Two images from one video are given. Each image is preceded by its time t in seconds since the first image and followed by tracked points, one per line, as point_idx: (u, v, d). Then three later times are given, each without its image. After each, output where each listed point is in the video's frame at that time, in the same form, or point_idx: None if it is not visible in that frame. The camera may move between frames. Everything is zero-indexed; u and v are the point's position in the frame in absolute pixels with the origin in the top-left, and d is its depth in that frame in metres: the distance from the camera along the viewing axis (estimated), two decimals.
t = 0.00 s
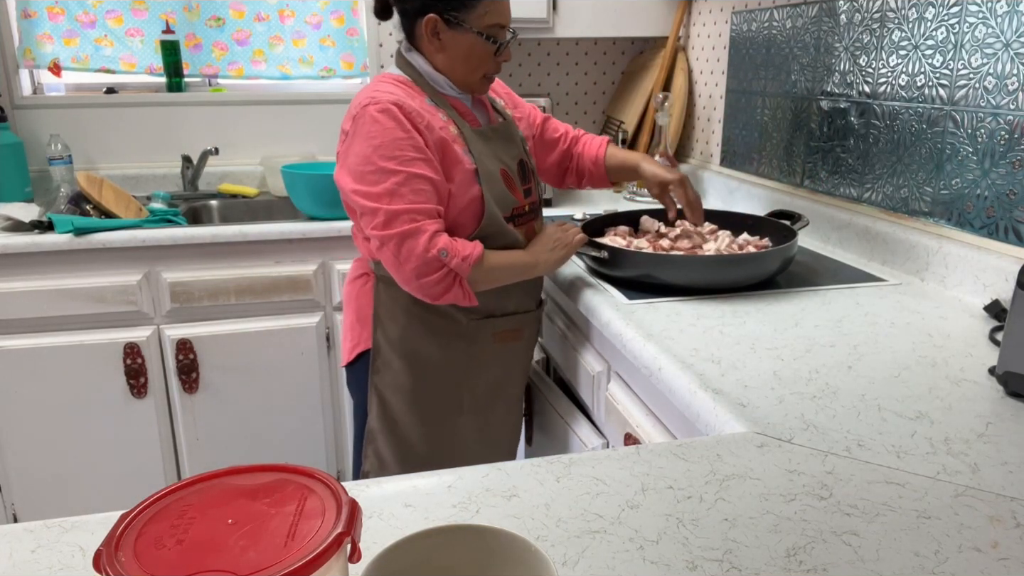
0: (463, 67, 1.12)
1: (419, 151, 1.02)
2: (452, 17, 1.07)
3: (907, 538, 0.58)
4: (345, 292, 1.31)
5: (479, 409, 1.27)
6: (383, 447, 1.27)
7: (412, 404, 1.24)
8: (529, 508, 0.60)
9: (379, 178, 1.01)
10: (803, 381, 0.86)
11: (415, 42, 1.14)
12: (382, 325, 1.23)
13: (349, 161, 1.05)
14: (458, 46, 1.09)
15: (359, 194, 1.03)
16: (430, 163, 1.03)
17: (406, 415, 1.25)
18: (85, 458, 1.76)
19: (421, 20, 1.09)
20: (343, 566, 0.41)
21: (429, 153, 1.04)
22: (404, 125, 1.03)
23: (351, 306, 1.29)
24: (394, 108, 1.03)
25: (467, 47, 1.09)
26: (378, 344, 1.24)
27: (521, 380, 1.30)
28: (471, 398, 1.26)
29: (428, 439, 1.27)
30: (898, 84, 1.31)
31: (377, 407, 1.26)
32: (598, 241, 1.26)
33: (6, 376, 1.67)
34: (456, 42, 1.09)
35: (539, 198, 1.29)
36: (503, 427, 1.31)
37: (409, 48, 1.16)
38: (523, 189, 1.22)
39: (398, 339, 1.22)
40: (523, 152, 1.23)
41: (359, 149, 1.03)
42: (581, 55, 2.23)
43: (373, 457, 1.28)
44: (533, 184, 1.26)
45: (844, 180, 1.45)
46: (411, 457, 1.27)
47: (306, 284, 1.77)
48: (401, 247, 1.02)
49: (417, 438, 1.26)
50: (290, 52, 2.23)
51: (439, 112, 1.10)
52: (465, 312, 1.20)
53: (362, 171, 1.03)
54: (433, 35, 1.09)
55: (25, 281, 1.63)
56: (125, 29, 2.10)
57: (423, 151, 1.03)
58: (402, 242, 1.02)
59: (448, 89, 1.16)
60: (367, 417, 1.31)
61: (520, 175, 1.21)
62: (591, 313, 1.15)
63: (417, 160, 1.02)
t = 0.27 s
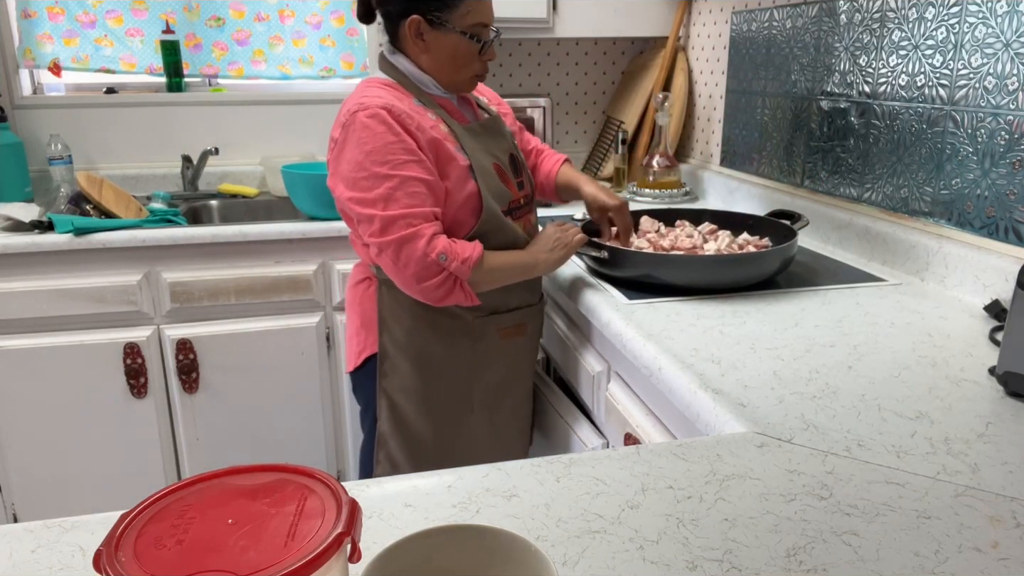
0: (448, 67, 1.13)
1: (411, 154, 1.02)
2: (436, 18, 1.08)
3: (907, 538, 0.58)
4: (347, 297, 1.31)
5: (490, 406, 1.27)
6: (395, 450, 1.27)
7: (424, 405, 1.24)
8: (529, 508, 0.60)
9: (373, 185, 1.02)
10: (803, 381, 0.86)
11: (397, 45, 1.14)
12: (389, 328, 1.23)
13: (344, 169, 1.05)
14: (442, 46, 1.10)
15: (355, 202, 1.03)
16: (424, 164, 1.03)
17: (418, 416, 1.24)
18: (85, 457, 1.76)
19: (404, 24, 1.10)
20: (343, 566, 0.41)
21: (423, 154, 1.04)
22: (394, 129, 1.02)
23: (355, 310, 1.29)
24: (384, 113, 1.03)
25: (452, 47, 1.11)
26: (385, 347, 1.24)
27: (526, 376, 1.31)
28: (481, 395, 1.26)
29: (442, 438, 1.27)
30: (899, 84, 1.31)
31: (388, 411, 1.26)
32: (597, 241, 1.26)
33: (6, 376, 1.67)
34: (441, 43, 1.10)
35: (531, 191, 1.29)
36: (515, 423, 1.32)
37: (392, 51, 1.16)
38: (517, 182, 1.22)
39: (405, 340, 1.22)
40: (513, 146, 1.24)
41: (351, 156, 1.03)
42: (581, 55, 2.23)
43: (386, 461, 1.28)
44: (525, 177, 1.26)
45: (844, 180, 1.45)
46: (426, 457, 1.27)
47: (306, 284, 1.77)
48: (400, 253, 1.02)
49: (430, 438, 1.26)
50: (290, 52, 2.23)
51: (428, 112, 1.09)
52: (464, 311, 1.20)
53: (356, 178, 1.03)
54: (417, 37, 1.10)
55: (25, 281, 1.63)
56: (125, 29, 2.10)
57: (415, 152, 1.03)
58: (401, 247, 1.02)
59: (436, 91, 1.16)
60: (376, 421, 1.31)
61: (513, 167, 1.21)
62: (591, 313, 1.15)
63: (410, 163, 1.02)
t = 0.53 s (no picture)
0: (446, 65, 1.13)
1: (409, 153, 1.02)
2: (433, 17, 1.08)
3: (907, 538, 0.58)
4: (350, 299, 1.31)
5: (496, 405, 1.27)
6: (402, 451, 1.27)
7: (429, 404, 1.24)
8: (529, 508, 0.60)
9: (371, 185, 1.02)
10: (803, 381, 0.86)
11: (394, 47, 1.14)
12: (393, 328, 1.23)
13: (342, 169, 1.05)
14: (441, 45, 1.11)
15: (353, 202, 1.03)
16: (421, 163, 1.03)
17: (424, 416, 1.25)
18: (85, 457, 1.76)
19: (401, 24, 1.10)
20: (343, 566, 0.41)
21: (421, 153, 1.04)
22: (391, 129, 1.02)
23: (358, 311, 1.29)
24: (381, 113, 1.03)
25: (450, 44, 1.11)
26: (390, 348, 1.24)
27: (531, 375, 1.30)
28: (486, 394, 1.26)
29: (448, 437, 1.27)
30: (898, 84, 1.31)
31: (394, 411, 1.26)
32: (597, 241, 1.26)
33: (5, 376, 1.67)
34: (439, 41, 1.10)
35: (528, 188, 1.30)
36: (521, 422, 1.32)
37: (388, 52, 1.15)
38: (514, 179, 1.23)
39: (409, 340, 1.22)
40: (509, 144, 1.24)
41: (349, 156, 1.03)
42: (581, 55, 2.23)
43: (393, 461, 1.28)
44: (522, 174, 1.26)
45: (844, 180, 1.45)
46: (434, 457, 1.27)
47: (306, 284, 1.77)
48: (398, 252, 1.03)
49: (436, 438, 1.26)
50: (291, 52, 2.23)
51: (425, 111, 1.09)
52: (465, 310, 1.20)
53: (354, 178, 1.03)
54: (415, 37, 1.10)
55: (25, 281, 1.63)
56: (125, 29, 2.10)
57: (413, 152, 1.03)
58: (400, 246, 1.02)
59: (433, 90, 1.16)
60: (382, 422, 1.32)
61: (510, 164, 1.22)
62: (591, 313, 1.15)
63: (408, 163, 1.02)
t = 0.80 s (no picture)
0: (450, 62, 1.13)
1: (410, 152, 1.02)
2: (434, 14, 1.08)
3: (907, 538, 0.58)
4: (352, 297, 1.32)
5: (495, 404, 1.27)
6: (401, 449, 1.27)
7: (429, 403, 1.24)
8: (529, 508, 0.60)
9: (372, 182, 1.02)
10: (803, 381, 0.86)
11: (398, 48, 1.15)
12: (393, 327, 1.23)
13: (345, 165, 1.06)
14: (444, 41, 1.11)
15: (354, 199, 1.03)
16: (423, 161, 1.03)
17: (423, 415, 1.25)
18: (85, 457, 1.76)
19: (403, 23, 1.10)
20: (343, 566, 0.41)
21: (422, 152, 1.03)
22: (393, 127, 1.02)
23: (360, 309, 1.29)
24: (384, 111, 1.03)
25: (453, 41, 1.11)
26: (390, 347, 1.24)
27: (530, 375, 1.30)
28: (485, 394, 1.26)
29: (447, 437, 1.27)
30: (898, 84, 1.31)
31: (394, 410, 1.27)
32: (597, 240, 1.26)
33: (5, 376, 1.67)
34: (441, 38, 1.10)
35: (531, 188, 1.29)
36: (520, 422, 1.32)
37: (392, 51, 1.16)
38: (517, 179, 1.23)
39: (409, 340, 1.22)
40: (512, 144, 1.24)
41: (352, 153, 1.04)
42: (581, 55, 2.23)
43: (392, 459, 1.29)
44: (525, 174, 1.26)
45: (844, 180, 1.45)
46: (432, 456, 1.27)
47: (306, 284, 1.77)
48: (397, 249, 1.03)
49: (435, 437, 1.26)
50: (291, 52, 2.23)
51: (429, 109, 1.09)
52: (465, 310, 1.20)
53: (355, 175, 1.03)
54: (417, 35, 1.11)
55: (25, 281, 1.63)
56: (125, 29, 2.10)
57: (415, 150, 1.02)
58: (398, 244, 1.02)
59: (436, 87, 1.16)
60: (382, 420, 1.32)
61: (512, 164, 1.22)
62: (591, 313, 1.15)
63: (409, 161, 1.01)
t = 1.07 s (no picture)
0: (455, 63, 1.13)
1: (411, 151, 1.02)
2: (440, 13, 1.08)
3: (907, 538, 0.58)
4: (355, 295, 1.32)
5: (495, 403, 1.27)
6: (401, 447, 1.27)
7: (429, 401, 1.24)
8: (529, 508, 0.60)
9: (372, 180, 1.02)
10: (803, 381, 0.86)
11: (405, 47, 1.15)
12: (394, 324, 1.23)
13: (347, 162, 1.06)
14: (449, 40, 1.11)
15: (355, 196, 1.04)
16: (424, 161, 1.03)
17: (423, 413, 1.25)
18: (85, 457, 1.76)
19: (410, 22, 1.11)
20: (343, 566, 0.41)
21: (423, 151, 1.03)
22: (395, 125, 1.02)
23: (362, 308, 1.29)
24: (387, 109, 1.03)
25: (458, 40, 1.11)
26: (390, 345, 1.24)
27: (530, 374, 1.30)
28: (486, 393, 1.26)
29: (447, 435, 1.27)
30: (898, 84, 1.31)
31: (394, 408, 1.26)
32: (597, 240, 1.26)
33: (6, 376, 1.67)
34: (447, 38, 1.10)
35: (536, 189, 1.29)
36: (520, 422, 1.32)
37: (398, 51, 1.16)
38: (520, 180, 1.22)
39: (410, 337, 1.22)
40: (517, 145, 1.24)
41: (354, 151, 1.04)
42: (581, 55, 2.23)
43: (391, 458, 1.29)
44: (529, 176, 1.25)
45: (844, 180, 1.45)
46: (432, 455, 1.27)
47: (306, 284, 1.77)
48: (395, 247, 1.03)
49: (435, 435, 1.26)
50: (290, 52, 2.23)
51: (432, 110, 1.10)
52: (465, 310, 1.20)
53: (356, 172, 1.03)
54: (423, 34, 1.11)
55: (25, 281, 1.63)
56: (125, 29, 2.10)
57: (416, 149, 1.02)
58: (396, 241, 1.02)
59: (441, 88, 1.16)
60: (383, 419, 1.32)
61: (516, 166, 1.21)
62: (591, 313, 1.15)
63: (409, 160, 1.01)
